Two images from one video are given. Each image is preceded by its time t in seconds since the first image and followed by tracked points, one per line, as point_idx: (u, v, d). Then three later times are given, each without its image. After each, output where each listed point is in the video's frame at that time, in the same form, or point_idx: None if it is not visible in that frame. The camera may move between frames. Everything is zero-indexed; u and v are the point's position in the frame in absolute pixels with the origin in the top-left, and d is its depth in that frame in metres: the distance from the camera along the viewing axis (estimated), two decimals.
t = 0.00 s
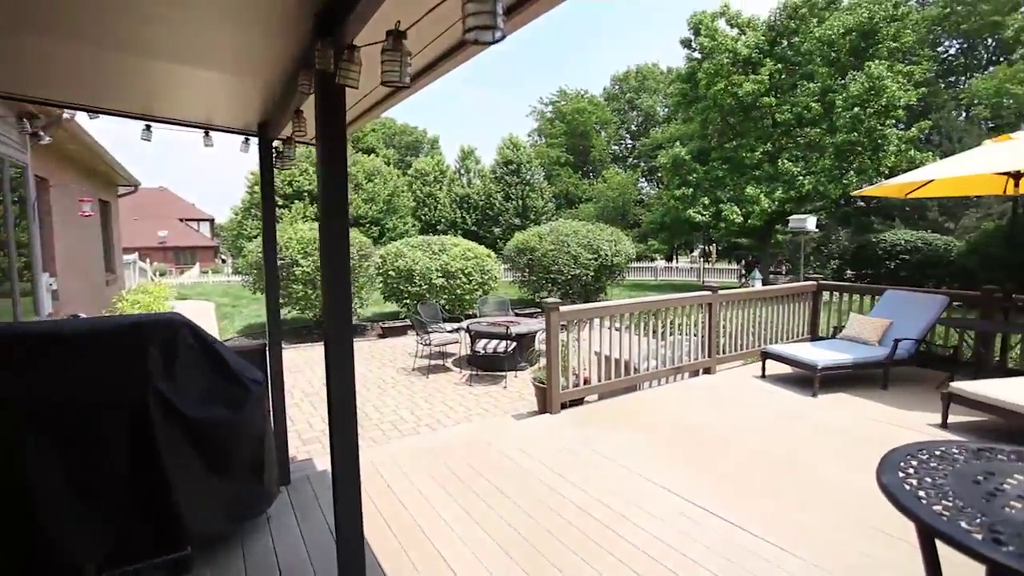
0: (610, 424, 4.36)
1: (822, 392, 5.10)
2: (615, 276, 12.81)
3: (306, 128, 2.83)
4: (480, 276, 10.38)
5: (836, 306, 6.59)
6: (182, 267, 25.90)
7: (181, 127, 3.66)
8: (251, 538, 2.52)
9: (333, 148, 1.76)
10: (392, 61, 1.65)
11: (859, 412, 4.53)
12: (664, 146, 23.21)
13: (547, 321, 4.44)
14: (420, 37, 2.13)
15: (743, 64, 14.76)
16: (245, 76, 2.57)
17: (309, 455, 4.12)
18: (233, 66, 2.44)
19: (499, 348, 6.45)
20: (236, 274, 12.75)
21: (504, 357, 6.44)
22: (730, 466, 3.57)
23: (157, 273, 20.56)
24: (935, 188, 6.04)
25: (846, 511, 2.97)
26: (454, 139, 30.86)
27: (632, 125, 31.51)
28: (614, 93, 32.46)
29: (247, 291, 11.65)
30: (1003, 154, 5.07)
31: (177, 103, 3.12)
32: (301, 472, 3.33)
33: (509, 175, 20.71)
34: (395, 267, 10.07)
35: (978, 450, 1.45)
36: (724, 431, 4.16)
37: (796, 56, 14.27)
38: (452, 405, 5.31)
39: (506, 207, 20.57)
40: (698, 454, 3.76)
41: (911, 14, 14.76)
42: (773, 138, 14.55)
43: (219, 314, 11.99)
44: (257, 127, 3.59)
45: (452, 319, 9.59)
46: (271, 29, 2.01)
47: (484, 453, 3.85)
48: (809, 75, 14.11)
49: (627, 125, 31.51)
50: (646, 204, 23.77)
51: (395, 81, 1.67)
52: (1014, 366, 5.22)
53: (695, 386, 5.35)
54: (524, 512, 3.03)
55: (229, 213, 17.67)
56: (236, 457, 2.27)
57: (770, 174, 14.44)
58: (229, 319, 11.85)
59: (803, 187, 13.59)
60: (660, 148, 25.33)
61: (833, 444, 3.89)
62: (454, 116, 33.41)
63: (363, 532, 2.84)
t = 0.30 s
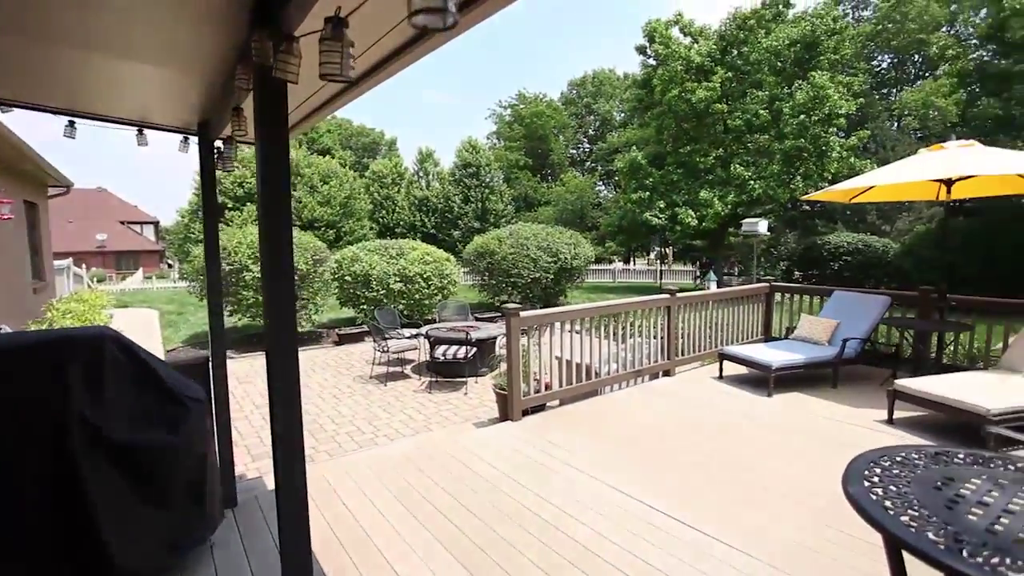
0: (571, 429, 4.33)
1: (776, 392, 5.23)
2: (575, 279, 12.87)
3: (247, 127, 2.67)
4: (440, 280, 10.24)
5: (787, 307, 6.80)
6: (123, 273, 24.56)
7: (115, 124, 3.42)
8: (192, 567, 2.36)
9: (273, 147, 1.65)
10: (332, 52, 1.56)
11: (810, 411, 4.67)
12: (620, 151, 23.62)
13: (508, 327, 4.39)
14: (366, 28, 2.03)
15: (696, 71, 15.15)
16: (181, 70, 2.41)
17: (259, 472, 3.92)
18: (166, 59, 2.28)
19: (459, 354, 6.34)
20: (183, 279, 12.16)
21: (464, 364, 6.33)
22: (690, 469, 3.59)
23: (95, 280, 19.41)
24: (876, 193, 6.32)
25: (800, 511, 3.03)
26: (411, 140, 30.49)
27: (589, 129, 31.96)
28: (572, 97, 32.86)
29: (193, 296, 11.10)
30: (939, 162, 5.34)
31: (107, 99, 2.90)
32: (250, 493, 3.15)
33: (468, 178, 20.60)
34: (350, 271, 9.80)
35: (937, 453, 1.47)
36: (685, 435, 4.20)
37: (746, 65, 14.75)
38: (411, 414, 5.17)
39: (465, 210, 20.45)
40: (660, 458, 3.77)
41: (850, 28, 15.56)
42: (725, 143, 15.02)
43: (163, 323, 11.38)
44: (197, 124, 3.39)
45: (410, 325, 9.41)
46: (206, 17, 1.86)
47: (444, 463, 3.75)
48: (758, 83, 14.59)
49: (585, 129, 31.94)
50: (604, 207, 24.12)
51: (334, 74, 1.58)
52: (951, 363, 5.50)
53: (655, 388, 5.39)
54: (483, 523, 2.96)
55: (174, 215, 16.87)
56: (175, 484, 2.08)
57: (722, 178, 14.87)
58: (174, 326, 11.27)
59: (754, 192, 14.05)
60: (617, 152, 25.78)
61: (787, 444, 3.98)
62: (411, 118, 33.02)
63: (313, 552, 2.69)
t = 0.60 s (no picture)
0: (537, 434, 4.27)
1: (737, 391, 5.31)
2: (537, 281, 12.84)
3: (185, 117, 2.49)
4: (401, 283, 10.05)
5: (746, 306, 6.95)
6: (61, 279, 23.16)
7: (39, 117, 3.16)
8: None
9: (210, 137, 1.52)
10: (270, 28, 1.43)
11: (771, 409, 4.76)
12: (581, 153, 23.86)
13: (471, 331, 4.29)
14: None
15: (654, 76, 15.40)
16: (109, 58, 2.22)
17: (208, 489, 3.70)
18: (91, 44, 2.09)
19: (422, 359, 6.20)
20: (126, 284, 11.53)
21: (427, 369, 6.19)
22: (656, 472, 3.59)
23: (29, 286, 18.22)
24: (827, 196, 6.53)
25: (764, 511, 3.06)
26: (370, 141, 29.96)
27: (550, 132, 32.20)
28: (532, 99, 33.05)
29: (138, 302, 10.52)
30: (885, 165, 5.54)
31: (28, 89, 2.66)
32: (197, 515, 2.97)
33: (429, 179, 20.39)
34: (308, 275, 9.50)
35: (905, 454, 1.47)
36: (651, 436, 4.20)
37: (701, 70, 15.09)
38: (371, 422, 5.00)
39: (426, 212, 20.20)
40: (627, 461, 3.75)
41: (798, 37, 16.19)
42: (683, 146, 15.33)
43: (104, 331, 10.75)
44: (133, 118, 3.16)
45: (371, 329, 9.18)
46: None
47: (406, 473, 3.62)
48: (713, 89, 14.96)
49: (546, 131, 32.16)
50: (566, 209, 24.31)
51: (274, 53, 1.45)
52: (898, 358, 5.72)
53: (619, 390, 5.40)
54: (447, 536, 2.86)
55: (117, 217, 16.00)
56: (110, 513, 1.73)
57: (680, 180, 15.16)
58: (117, 334, 10.65)
59: (711, 194, 14.39)
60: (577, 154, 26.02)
61: (750, 444, 4.03)
62: (370, 118, 32.43)
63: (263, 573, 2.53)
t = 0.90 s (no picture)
0: (499, 441, 4.18)
1: (698, 392, 5.37)
2: (498, 283, 12.74)
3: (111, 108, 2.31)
4: (358, 287, 9.79)
5: (703, 307, 7.08)
6: None
7: None
8: None
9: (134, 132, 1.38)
10: None
11: (730, 409, 4.83)
12: (540, 155, 23.99)
13: (432, 336, 4.18)
14: None
15: (612, 80, 15.61)
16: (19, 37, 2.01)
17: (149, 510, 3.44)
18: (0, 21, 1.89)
19: (381, 366, 6.02)
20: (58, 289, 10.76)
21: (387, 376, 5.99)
22: (619, 476, 3.57)
23: None
24: (779, 200, 6.70)
25: (725, 511, 3.08)
26: (326, 141, 29.25)
27: (509, 134, 32.34)
28: (491, 101, 33.20)
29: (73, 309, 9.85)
30: (835, 170, 5.73)
31: None
32: (132, 545, 2.82)
33: (387, 181, 20.06)
34: (260, 278, 9.10)
35: (874, 457, 1.47)
36: (615, 440, 4.20)
37: (657, 75, 15.39)
38: (327, 433, 4.80)
39: (384, 213, 19.84)
40: (592, 466, 3.73)
41: (748, 46, 16.76)
42: (640, 150, 15.57)
43: (33, 340, 9.99)
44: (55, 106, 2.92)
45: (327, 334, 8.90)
46: None
47: (363, 485, 3.48)
48: (669, 94, 15.32)
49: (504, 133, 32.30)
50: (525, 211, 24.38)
51: (198, 24, 1.34)
52: (848, 356, 5.93)
53: (582, 394, 5.38)
54: (406, 550, 2.74)
55: (49, 218, 14.97)
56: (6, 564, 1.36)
57: (638, 184, 15.41)
58: (48, 344, 9.93)
59: (667, 197, 14.69)
60: (536, 157, 26.19)
61: (711, 445, 4.07)
62: (326, 117, 31.68)
63: None
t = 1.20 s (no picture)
0: (458, 448, 4.08)
1: (660, 392, 5.41)
2: (459, 285, 12.55)
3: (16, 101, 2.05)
4: (314, 289, 9.48)
5: (663, 308, 7.16)
6: None
7: None
8: None
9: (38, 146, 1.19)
10: None
11: (691, 410, 4.88)
12: (501, 156, 24.00)
13: (392, 342, 4.05)
14: None
15: (572, 82, 15.71)
16: None
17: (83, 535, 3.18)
18: None
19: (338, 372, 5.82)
20: None
21: (344, 382, 5.80)
22: (584, 480, 3.54)
23: None
24: (734, 203, 6.86)
25: (689, 513, 3.08)
26: (280, 139, 28.39)
27: (469, 135, 32.26)
28: (451, 102, 33.23)
29: None
30: (789, 174, 5.88)
31: None
32: None
33: (344, 181, 19.62)
34: (208, 282, 8.70)
35: (843, 461, 1.47)
36: (579, 443, 4.17)
37: (616, 79, 15.62)
38: (281, 443, 4.58)
39: (341, 214, 19.37)
40: (557, 471, 3.68)
41: (702, 53, 17.23)
42: (600, 152, 15.69)
43: None
44: None
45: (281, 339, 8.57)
46: None
47: (316, 500, 3.30)
48: (627, 97, 15.50)
49: (464, 134, 32.21)
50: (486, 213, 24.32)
51: None
52: (801, 354, 6.11)
53: (545, 397, 5.34)
54: (365, 569, 2.60)
55: None
56: None
57: (597, 185, 15.58)
58: None
59: (626, 199, 14.90)
60: (496, 158, 26.19)
61: (673, 447, 4.08)
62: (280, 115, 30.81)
63: None
